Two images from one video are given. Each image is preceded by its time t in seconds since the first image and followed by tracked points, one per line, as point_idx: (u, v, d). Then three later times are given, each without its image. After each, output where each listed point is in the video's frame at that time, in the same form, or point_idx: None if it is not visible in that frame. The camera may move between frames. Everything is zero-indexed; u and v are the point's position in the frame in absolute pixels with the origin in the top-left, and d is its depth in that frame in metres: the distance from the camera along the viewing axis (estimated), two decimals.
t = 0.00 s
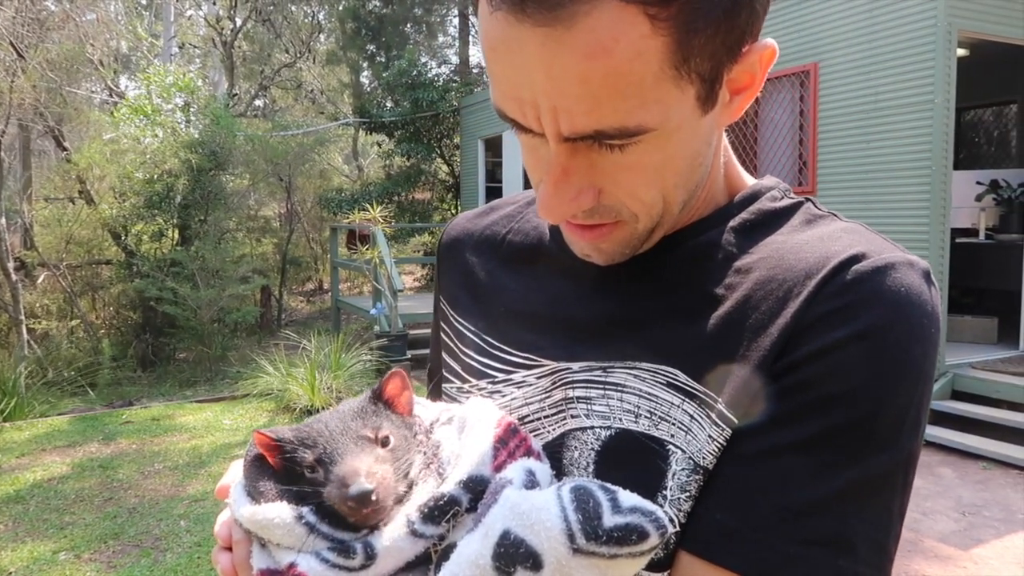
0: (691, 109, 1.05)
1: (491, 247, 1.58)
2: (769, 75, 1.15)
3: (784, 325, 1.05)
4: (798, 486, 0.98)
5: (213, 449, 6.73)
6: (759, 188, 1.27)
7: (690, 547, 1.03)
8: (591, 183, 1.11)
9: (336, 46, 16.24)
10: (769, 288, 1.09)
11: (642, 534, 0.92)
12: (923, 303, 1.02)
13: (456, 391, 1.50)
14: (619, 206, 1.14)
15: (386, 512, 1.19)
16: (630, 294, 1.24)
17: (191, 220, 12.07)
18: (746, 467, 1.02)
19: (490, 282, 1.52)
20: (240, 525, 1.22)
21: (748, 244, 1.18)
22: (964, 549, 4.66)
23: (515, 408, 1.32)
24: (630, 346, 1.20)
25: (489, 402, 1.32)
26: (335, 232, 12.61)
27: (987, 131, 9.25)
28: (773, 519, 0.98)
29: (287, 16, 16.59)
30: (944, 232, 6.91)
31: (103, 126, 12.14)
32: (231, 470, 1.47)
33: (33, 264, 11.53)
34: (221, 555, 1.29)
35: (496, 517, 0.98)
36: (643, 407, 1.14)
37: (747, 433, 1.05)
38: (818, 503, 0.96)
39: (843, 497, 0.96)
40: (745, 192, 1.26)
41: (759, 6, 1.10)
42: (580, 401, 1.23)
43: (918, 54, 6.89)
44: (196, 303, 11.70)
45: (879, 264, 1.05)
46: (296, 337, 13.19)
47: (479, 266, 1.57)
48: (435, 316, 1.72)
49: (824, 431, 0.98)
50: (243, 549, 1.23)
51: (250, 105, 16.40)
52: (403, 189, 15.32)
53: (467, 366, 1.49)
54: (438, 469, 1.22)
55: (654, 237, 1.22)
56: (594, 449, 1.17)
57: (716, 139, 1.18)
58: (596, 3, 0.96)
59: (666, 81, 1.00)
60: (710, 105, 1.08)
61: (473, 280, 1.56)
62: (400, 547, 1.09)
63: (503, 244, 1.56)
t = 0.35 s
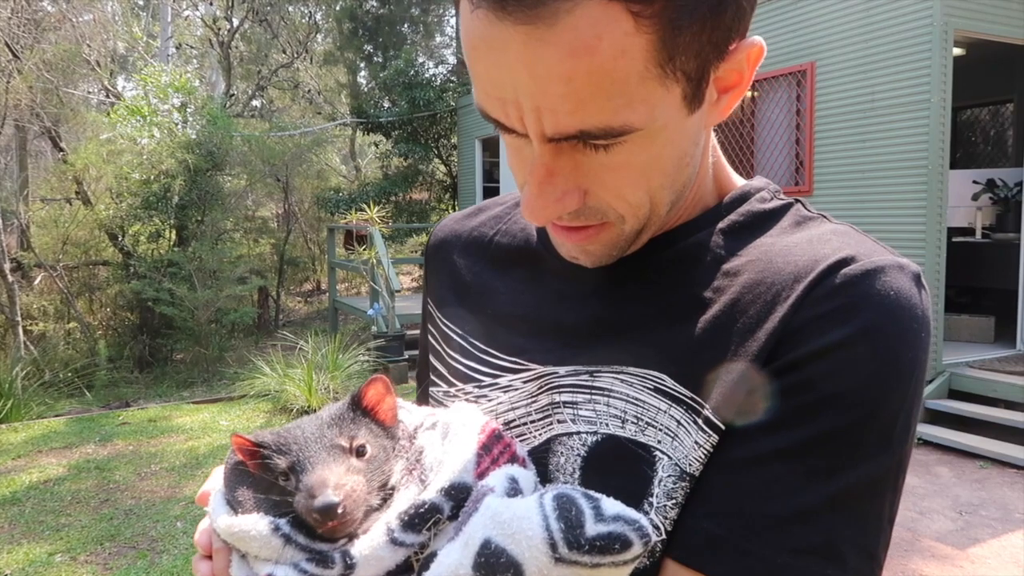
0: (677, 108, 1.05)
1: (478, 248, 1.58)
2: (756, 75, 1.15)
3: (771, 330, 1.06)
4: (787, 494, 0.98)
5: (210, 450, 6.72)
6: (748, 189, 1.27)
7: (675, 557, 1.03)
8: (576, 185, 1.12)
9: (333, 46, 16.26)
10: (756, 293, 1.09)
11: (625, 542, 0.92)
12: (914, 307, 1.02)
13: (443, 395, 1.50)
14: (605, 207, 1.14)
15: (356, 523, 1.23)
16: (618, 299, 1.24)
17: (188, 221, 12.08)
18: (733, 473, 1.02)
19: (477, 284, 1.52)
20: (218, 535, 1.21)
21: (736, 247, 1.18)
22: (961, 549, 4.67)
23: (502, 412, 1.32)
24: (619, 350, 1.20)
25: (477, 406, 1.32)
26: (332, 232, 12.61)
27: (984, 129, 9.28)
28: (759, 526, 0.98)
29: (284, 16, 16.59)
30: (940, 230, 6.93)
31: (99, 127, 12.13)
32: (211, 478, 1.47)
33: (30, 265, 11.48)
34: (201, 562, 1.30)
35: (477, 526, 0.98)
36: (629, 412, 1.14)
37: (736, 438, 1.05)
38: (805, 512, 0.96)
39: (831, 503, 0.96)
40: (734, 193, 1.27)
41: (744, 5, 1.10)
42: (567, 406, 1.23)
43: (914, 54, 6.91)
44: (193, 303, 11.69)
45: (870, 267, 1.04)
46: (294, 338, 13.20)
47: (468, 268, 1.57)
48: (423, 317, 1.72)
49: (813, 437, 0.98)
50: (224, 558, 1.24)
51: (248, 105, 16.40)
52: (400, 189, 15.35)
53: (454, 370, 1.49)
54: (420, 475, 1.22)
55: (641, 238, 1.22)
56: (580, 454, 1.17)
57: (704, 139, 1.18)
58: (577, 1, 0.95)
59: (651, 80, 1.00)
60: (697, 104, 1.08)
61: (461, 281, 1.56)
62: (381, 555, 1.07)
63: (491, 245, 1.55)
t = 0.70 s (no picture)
0: (657, 107, 1.05)
1: (464, 249, 1.58)
2: (739, 73, 1.15)
3: (755, 331, 1.05)
4: (768, 495, 0.99)
5: (205, 451, 6.71)
6: (733, 188, 1.27)
7: (659, 557, 1.04)
8: (557, 185, 1.12)
9: (329, 46, 16.28)
10: (739, 293, 1.10)
11: (604, 544, 0.92)
12: (897, 306, 1.02)
13: (430, 396, 1.51)
14: (586, 206, 1.14)
15: (338, 526, 1.21)
16: (604, 299, 1.24)
17: (183, 221, 12.06)
18: (716, 474, 1.03)
19: (464, 285, 1.52)
20: (199, 536, 1.21)
21: (719, 246, 1.18)
22: (955, 548, 4.68)
23: (487, 413, 1.33)
24: (605, 350, 1.20)
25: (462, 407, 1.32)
26: (328, 232, 12.61)
27: (978, 130, 9.31)
28: (740, 530, 0.98)
29: (280, 16, 16.60)
30: (935, 230, 6.94)
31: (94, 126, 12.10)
32: (194, 480, 1.47)
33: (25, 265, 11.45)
34: (182, 564, 1.30)
35: (456, 528, 0.98)
36: (613, 413, 1.15)
37: (718, 439, 1.05)
38: (786, 514, 0.97)
39: (814, 506, 0.97)
40: (719, 192, 1.26)
41: (725, 4, 1.09)
42: (551, 407, 1.23)
43: (909, 54, 6.93)
44: (188, 303, 11.67)
45: (852, 267, 1.04)
46: (289, 338, 13.18)
47: (455, 269, 1.57)
48: (411, 319, 1.72)
49: (797, 438, 0.99)
50: (203, 560, 1.23)
51: (244, 105, 16.37)
52: (396, 189, 15.36)
53: (441, 372, 1.49)
54: (401, 475, 1.22)
55: (624, 238, 1.22)
56: (564, 456, 1.18)
57: (687, 139, 1.18)
58: None
59: (629, 79, 1.00)
60: (678, 103, 1.08)
61: (449, 283, 1.56)
62: (359, 557, 1.07)
63: (478, 245, 1.55)
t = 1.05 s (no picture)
0: (652, 115, 1.07)
1: (468, 248, 1.60)
2: (739, 80, 1.17)
3: (755, 332, 1.08)
4: (767, 495, 1.01)
5: (202, 450, 6.72)
6: (736, 190, 1.29)
7: (658, 555, 1.06)
8: (552, 186, 1.14)
9: (327, 46, 16.31)
10: (741, 293, 1.12)
11: (603, 541, 0.93)
12: (898, 307, 1.04)
13: (434, 394, 1.53)
14: (581, 209, 1.17)
15: (348, 510, 1.24)
16: (606, 299, 1.27)
17: (181, 220, 12.05)
18: (717, 473, 1.05)
19: (468, 283, 1.55)
20: (203, 529, 1.24)
21: (720, 248, 1.20)
22: (950, 548, 4.72)
23: (490, 412, 1.35)
24: (607, 350, 1.23)
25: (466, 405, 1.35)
26: (325, 232, 12.61)
27: (974, 132, 9.35)
28: (739, 530, 1.00)
29: (278, 16, 16.60)
30: (930, 232, 6.97)
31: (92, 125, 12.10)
32: (200, 475, 1.47)
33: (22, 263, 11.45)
34: (187, 558, 1.32)
35: (456, 523, 1.00)
36: (615, 413, 1.17)
37: (719, 439, 1.07)
38: (786, 514, 0.99)
39: (812, 506, 0.99)
40: (721, 195, 1.28)
41: (727, 13, 1.11)
42: (553, 405, 1.25)
43: (906, 56, 6.96)
44: (186, 302, 11.67)
45: (854, 268, 1.06)
46: (287, 337, 13.19)
47: (459, 268, 1.59)
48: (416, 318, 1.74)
49: (795, 438, 1.01)
50: (207, 553, 1.25)
51: (241, 104, 16.38)
52: (394, 189, 15.38)
53: (445, 370, 1.51)
54: (404, 471, 1.25)
55: (619, 240, 1.25)
56: (566, 453, 1.20)
57: (687, 143, 1.20)
58: (547, 7, 0.98)
59: (623, 88, 1.02)
60: (674, 111, 1.10)
61: (453, 282, 1.59)
62: (361, 550, 1.10)
63: (482, 246, 1.58)
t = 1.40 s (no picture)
0: (645, 109, 1.07)
1: (466, 244, 1.60)
2: (735, 76, 1.17)
3: (753, 326, 1.07)
4: (768, 491, 1.00)
5: (201, 449, 6.71)
6: (734, 185, 1.29)
7: (656, 552, 1.05)
8: (545, 181, 1.14)
9: (325, 45, 16.32)
10: (740, 287, 1.11)
11: (601, 539, 0.93)
12: (897, 301, 1.03)
13: (431, 390, 1.53)
14: (575, 204, 1.17)
15: (347, 511, 1.22)
16: (604, 295, 1.27)
17: (179, 220, 12.01)
18: (714, 468, 1.04)
19: (465, 278, 1.55)
20: (200, 527, 1.23)
21: (718, 242, 1.20)
22: (948, 545, 4.72)
23: (488, 408, 1.35)
24: (604, 345, 1.23)
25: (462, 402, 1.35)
26: (323, 231, 12.61)
27: (972, 129, 9.36)
28: (737, 527, 1.00)
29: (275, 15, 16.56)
30: (928, 229, 6.98)
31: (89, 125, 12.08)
32: (196, 472, 1.47)
33: (20, 264, 11.45)
34: (183, 555, 1.32)
35: (453, 520, 1.00)
36: (613, 408, 1.17)
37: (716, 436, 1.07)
38: (784, 511, 0.98)
39: (811, 501, 0.98)
40: (718, 190, 1.28)
41: (720, 11, 1.11)
42: (551, 402, 1.25)
43: (903, 54, 6.96)
44: (184, 302, 11.64)
45: (852, 263, 1.06)
46: (286, 337, 13.18)
47: (456, 264, 1.59)
48: (412, 314, 1.73)
49: (794, 433, 1.00)
50: (204, 551, 1.25)
51: (239, 104, 16.36)
52: (392, 188, 15.40)
53: (443, 366, 1.51)
54: (401, 468, 1.25)
55: (614, 235, 1.25)
56: (564, 449, 1.20)
57: (682, 139, 1.20)
58: None
59: (616, 82, 1.02)
60: (668, 106, 1.10)
61: (450, 278, 1.59)
62: (359, 548, 1.10)
63: (480, 241, 1.57)
